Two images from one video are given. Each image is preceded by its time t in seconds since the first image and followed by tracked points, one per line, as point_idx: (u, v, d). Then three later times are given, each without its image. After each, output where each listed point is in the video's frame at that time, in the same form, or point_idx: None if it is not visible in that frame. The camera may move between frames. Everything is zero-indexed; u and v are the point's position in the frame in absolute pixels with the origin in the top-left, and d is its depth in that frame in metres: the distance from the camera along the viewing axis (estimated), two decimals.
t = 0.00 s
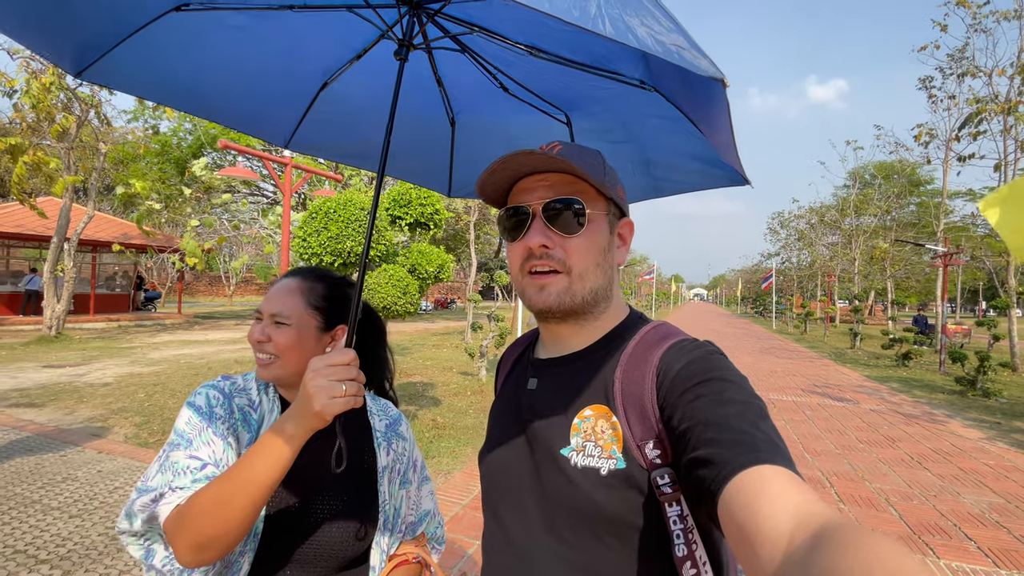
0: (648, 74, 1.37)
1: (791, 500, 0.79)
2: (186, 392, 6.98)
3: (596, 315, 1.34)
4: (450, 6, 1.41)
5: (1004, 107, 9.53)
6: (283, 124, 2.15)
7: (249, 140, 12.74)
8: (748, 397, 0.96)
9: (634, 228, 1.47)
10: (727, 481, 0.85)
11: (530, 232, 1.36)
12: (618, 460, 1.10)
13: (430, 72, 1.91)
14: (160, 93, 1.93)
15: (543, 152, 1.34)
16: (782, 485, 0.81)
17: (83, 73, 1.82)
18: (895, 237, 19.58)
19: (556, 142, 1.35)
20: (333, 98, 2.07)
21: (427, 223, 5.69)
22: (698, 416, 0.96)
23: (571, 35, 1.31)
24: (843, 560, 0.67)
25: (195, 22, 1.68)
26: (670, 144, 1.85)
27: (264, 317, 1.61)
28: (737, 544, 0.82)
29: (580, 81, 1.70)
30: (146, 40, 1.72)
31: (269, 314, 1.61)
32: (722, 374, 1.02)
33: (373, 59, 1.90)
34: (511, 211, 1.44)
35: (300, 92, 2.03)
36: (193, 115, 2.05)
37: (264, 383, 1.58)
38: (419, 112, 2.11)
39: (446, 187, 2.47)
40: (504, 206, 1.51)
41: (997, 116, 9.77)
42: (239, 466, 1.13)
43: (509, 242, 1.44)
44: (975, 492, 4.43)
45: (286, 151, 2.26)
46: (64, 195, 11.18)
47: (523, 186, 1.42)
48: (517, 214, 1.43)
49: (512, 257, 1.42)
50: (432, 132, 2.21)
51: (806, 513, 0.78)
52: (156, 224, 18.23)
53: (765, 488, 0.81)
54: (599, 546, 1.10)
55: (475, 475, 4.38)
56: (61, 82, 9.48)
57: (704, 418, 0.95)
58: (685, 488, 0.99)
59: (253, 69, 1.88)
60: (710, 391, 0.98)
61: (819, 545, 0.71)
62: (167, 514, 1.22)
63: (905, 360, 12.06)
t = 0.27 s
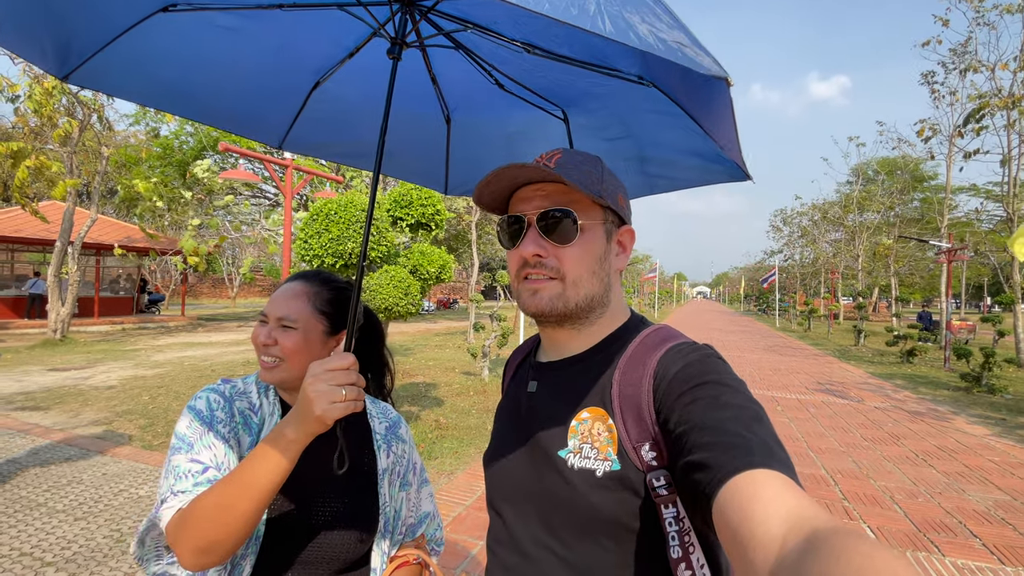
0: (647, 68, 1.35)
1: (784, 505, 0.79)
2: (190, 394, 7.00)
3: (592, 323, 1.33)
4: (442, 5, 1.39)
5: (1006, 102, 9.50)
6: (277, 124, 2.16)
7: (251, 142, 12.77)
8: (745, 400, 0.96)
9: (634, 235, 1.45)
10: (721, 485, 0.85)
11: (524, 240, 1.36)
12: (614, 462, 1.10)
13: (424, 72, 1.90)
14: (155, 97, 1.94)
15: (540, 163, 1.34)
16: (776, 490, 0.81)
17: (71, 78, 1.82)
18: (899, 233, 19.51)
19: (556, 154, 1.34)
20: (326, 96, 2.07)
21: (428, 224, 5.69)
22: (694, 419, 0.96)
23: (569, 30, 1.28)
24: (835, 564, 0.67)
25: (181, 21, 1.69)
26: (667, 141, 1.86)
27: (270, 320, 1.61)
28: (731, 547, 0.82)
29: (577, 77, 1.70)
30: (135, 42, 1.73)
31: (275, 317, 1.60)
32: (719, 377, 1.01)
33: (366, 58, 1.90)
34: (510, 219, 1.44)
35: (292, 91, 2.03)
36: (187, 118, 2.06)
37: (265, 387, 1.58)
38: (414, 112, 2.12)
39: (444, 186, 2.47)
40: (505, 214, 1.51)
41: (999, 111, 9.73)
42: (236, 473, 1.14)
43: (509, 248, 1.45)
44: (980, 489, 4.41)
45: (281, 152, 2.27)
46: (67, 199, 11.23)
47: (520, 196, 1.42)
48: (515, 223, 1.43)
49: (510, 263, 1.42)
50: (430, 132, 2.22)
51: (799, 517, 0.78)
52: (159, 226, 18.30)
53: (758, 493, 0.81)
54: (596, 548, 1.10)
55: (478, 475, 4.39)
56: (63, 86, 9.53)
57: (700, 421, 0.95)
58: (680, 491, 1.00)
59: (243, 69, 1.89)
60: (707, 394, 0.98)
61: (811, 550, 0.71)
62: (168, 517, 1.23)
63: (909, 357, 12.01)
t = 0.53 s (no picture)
0: (641, 64, 1.36)
1: (787, 503, 0.80)
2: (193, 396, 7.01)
3: (597, 322, 1.34)
4: (438, 6, 1.40)
5: (1007, 97, 9.47)
6: (277, 127, 2.17)
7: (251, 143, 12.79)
8: (748, 399, 0.96)
9: (638, 235, 1.46)
10: (724, 484, 0.85)
11: (533, 240, 1.36)
12: (618, 463, 1.11)
13: (422, 73, 1.91)
14: (155, 101, 1.95)
15: (548, 163, 1.33)
16: (777, 488, 0.82)
17: (74, 82, 1.82)
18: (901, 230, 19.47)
19: (564, 152, 1.34)
20: (326, 101, 2.08)
21: (429, 224, 5.70)
22: (697, 419, 0.97)
23: (561, 26, 1.28)
24: (840, 561, 0.67)
25: (183, 27, 1.69)
26: (662, 138, 1.86)
27: (277, 320, 1.62)
28: (734, 547, 0.82)
29: (572, 76, 1.70)
30: (135, 48, 1.74)
31: (283, 316, 1.61)
32: (721, 377, 1.02)
33: (364, 60, 1.91)
34: (517, 218, 1.44)
35: (292, 94, 2.04)
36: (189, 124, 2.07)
37: (264, 388, 1.59)
38: (411, 114, 2.13)
39: (442, 188, 2.47)
40: (509, 210, 1.51)
41: (1000, 106, 9.71)
42: (238, 471, 1.14)
43: (514, 248, 1.45)
44: (983, 484, 4.40)
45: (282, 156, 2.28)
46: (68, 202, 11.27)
47: (529, 194, 1.42)
48: (522, 221, 1.43)
49: (516, 262, 1.42)
50: (428, 133, 2.23)
51: (801, 516, 0.78)
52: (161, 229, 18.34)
53: (760, 492, 0.81)
54: (599, 547, 1.11)
55: (481, 474, 4.39)
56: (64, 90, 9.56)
57: (702, 422, 0.95)
58: (684, 490, 1.00)
59: (243, 74, 1.89)
60: (709, 394, 0.98)
61: (814, 548, 0.71)
62: (171, 517, 1.24)
63: (912, 354, 11.99)
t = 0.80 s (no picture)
0: (626, 59, 1.37)
1: (782, 502, 0.80)
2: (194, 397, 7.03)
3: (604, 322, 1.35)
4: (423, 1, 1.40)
5: (1007, 94, 9.47)
6: (266, 126, 2.18)
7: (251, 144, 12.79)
8: (743, 399, 0.97)
9: (639, 237, 1.50)
10: (718, 482, 0.86)
11: (546, 240, 1.36)
12: (614, 460, 1.12)
13: (409, 66, 1.92)
14: (144, 100, 1.96)
15: (563, 162, 1.33)
16: (772, 487, 0.82)
17: (59, 82, 1.83)
18: (900, 227, 19.47)
19: (575, 151, 1.34)
20: (315, 96, 2.09)
21: (428, 224, 5.70)
22: (692, 418, 0.97)
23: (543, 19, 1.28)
24: (832, 560, 0.67)
25: (167, 24, 1.69)
26: (649, 130, 1.86)
27: (294, 320, 1.61)
28: (728, 544, 0.83)
29: (559, 69, 1.70)
30: (118, 45, 1.74)
31: (299, 316, 1.61)
32: (718, 376, 1.02)
33: (353, 55, 1.91)
34: (525, 216, 1.43)
35: (280, 92, 2.05)
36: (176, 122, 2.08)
37: (260, 388, 1.60)
38: (402, 109, 2.13)
39: (432, 181, 2.48)
40: (515, 209, 1.50)
41: (999, 103, 9.71)
42: (235, 471, 1.15)
43: (520, 247, 1.44)
44: (983, 481, 4.41)
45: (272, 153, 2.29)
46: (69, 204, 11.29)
47: (539, 192, 1.41)
48: (531, 218, 1.42)
49: (523, 261, 1.41)
50: (421, 129, 2.23)
51: (796, 515, 0.79)
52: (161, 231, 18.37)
53: (756, 491, 0.82)
54: (594, 545, 1.12)
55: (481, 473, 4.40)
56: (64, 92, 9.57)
57: (699, 420, 0.96)
58: (679, 488, 1.01)
59: (230, 71, 1.90)
60: (705, 393, 0.99)
61: (808, 545, 0.72)
62: (166, 517, 1.25)
63: (912, 351, 12.00)
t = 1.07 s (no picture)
0: (628, 55, 1.36)
1: (785, 502, 0.80)
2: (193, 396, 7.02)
3: (606, 320, 1.34)
4: None
5: (1006, 92, 9.48)
6: (256, 121, 2.17)
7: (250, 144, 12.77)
8: (745, 398, 0.97)
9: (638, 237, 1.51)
10: (721, 482, 0.86)
11: (551, 237, 1.36)
12: (616, 459, 1.11)
13: (401, 61, 1.91)
14: (129, 96, 1.96)
15: (572, 156, 1.34)
16: (774, 487, 0.82)
17: (39, 80, 1.82)
18: (900, 226, 19.49)
19: (581, 148, 1.36)
20: (305, 92, 2.08)
21: (428, 223, 5.70)
22: (694, 417, 0.97)
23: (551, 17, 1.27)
24: (837, 560, 0.67)
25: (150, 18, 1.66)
26: (648, 125, 1.86)
27: (313, 325, 1.60)
28: (730, 544, 0.83)
29: (557, 63, 1.70)
30: (104, 43, 1.73)
31: (317, 321, 1.61)
32: (720, 375, 1.02)
33: (345, 51, 1.90)
34: (529, 212, 1.42)
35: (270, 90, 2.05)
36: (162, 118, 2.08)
37: (258, 391, 1.59)
38: (397, 105, 2.13)
39: (427, 178, 2.47)
40: (518, 206, 1.49)
41: (998, 102, 9.70)
42: (235, 474, 1.15)
43: (523, 243, 1.43)
44: (983, 480, 4.41)
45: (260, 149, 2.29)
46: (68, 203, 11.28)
47: (544, 188, 1.41)
48: (535, 215, 1.41)
49: (526, 258, 1.40)
50: (417, 126, 2.23)
51: (799, 514, 0.78)
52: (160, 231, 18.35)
53: (759, 491, 0.81)
54: (596, 545, 1.11)
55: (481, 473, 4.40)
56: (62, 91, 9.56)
57: (700, 419, 0.95)
58: (681, 489, 1.00)
59: (219, 67, 1.89)
60: (707, 392, 0.99)
61: (812, 546, 0.71)
62: (163, 524, 1.24)
63: (912, 350, 12.01)
